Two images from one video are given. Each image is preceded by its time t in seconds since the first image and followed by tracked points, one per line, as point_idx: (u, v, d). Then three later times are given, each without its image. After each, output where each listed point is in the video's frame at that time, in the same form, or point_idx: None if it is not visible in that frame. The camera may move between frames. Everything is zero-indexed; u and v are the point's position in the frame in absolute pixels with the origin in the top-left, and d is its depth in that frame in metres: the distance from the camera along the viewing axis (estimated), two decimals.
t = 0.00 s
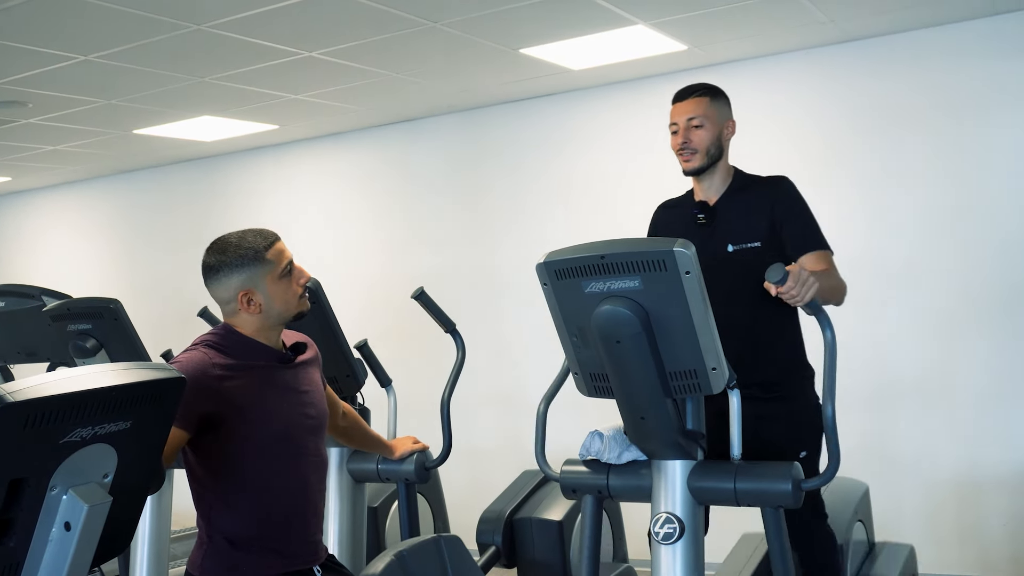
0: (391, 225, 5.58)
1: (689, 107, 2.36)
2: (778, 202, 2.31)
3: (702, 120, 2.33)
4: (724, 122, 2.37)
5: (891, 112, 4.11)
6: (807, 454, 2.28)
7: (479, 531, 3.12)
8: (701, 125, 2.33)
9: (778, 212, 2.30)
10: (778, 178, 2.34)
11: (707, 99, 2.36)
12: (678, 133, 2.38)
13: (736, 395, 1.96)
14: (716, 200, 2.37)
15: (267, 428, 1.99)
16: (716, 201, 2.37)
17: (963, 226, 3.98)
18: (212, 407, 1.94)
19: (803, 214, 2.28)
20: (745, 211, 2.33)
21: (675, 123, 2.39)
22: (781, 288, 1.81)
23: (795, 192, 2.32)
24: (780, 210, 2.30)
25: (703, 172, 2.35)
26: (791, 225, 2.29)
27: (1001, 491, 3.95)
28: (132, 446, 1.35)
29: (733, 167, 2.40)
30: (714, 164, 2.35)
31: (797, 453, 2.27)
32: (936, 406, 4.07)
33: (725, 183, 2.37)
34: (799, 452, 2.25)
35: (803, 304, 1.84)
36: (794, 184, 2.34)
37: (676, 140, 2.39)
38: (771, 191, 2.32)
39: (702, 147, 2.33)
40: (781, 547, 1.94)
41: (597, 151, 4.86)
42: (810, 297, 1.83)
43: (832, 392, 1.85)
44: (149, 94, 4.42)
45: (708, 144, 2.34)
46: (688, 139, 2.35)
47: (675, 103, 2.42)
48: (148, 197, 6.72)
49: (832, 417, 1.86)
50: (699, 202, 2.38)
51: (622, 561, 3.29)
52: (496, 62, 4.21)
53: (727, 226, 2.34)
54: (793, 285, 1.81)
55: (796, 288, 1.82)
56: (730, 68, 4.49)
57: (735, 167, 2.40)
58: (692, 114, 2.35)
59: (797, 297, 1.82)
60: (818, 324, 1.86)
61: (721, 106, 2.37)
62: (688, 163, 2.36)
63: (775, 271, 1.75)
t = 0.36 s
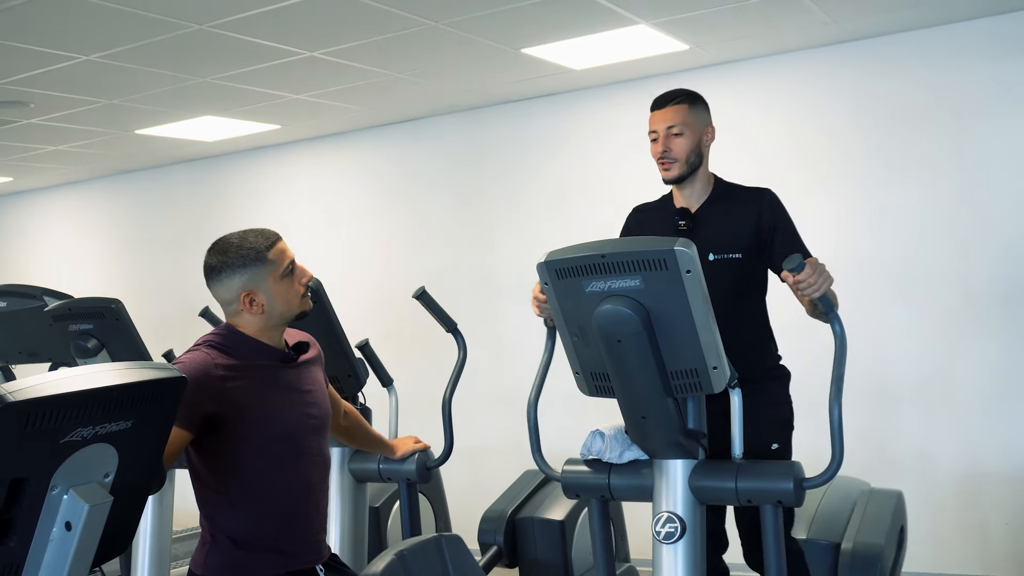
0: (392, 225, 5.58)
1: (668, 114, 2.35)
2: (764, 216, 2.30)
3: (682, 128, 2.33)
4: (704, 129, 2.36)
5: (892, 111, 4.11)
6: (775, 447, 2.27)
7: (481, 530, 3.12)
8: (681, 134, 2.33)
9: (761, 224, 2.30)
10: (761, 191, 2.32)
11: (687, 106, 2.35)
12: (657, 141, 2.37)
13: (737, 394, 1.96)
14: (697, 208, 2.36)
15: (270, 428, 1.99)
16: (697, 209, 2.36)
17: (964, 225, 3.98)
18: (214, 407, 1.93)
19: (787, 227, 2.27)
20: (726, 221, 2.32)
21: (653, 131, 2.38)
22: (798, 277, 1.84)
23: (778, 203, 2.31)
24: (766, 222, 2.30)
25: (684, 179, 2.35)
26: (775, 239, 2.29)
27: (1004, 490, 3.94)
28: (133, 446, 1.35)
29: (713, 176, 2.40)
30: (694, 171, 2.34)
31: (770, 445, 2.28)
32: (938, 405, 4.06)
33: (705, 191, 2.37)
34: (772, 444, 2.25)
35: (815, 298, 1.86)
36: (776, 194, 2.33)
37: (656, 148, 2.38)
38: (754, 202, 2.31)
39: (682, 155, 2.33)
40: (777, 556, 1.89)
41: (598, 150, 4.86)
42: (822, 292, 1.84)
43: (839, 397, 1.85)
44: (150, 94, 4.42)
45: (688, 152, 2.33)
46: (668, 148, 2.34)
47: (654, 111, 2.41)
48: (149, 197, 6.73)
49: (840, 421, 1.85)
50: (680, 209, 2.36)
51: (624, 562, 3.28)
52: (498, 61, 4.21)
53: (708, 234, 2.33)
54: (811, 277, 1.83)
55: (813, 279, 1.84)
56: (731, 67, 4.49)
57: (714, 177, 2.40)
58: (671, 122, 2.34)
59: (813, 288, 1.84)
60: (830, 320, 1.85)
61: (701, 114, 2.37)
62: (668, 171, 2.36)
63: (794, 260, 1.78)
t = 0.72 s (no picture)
0: (391, 224, 5.58)
1: (687, 97, 2.33)
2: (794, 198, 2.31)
3: (701, 110, 2.30)
4: (723, 110, 2.34)
5: (890, 108, 4.11)
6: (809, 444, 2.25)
7: (481, 529, 3.12)
8: (701, 116, 2.30)
9: (790, 205, 2.30)
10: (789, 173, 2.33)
11: (705, 88, 2.32)
12: (676, 124, 2.34)
13: (736, 394, 1.96)
14: (724, 189, 2.34)
15: (268, 429, 1.99)
16: (725, 190, 2.34)
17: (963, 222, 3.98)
18: (213, 407, 1.93)
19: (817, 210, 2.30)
20: (756, 203, 2.30)
21: (673, 114, 2.35)
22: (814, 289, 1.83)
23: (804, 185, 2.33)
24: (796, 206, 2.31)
25: (706, 162, 2.33)
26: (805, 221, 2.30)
27: (1005, 488, 3.94)
28: (131, 446, 1.35)
29: (735, 156, 2.38)
30: (716, 153, 2.32)
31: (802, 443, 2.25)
32: (938, 403, 4.06)
33: (729, 172, 2.35)
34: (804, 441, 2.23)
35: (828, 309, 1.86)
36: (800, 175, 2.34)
37: (675, 131, 2.36)
38: (783, 183, 2.31)
39: (703, 137, 2.31)
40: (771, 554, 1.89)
41: (596, 149, 4.86)
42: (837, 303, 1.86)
43: (844, 400, 1.86)
44: (149, 95, 4.42)
45: (709, 133, 2.31)
46: (688, 130, 2.32)
47: (672, 94, 2.38)
48: (147, 197, 6.73)
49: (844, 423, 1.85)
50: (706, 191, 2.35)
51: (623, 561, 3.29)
52: (496, 61, 4.21)
53: (738, 217, 2.31)
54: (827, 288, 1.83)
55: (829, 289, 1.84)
56: (729, 66, 4.49)
57: (737, 157, 2.38)
58: (690, 104, 2.32)
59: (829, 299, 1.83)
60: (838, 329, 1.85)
61: (720, 95, 2.34)
62: (689, 154, 2.34)
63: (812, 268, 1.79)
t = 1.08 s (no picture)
0: (392, 223, 5.58)
1: (678, 108, 2.35)
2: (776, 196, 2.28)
3: (690, 122, 2.32)
4: (715, 122, 2.35)
5: (891, 109, 4.10)
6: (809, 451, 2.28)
7: (481, 529, 3.12)
8: (690, 127, 2.32)
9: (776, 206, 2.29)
10: (773, 172, 2.31)
11: (697, 100, 2.34)
12: (667, 136, 2.37)
13: (738, 392, 1.96)
14: (712, 200, 2.36)
15: (269, 427, 1.99)
16: (712, 201, 2.36)
17: (965, 222, 3.97)
18: (215, 406, 1.93)
19: (797, 204, 2.25)
20: (741, 208, 2.31)
21: (664, 125, 2.38)
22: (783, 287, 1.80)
23: (790, 181, 2.29)
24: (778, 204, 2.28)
25: (696, 174, 2.35)
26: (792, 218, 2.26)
27: (1007, 488, 3.94)
28: (132, 445, 1.35)
29: (728, 166, 2.39)
30: (706, 165, 2.34)
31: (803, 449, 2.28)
32: (940, 403, 4.06)
33: (720, 182, 2.36)
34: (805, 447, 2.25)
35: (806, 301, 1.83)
36: (789, 175, 2.32)
37: (667, 143, 2.38)
38: (767, 185, 2.30)
39: (692, 150, 2.32)
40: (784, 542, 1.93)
41: (598, 148, 4.86)
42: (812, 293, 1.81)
43: (835, 390, 1.84)
44: (150, 93, 4.42)
45: (698, 147, 2.33)
46: (678, 142, 2.34)
47: (665, 105, 2.40)
48: (148, 196, 6.73)
49: (837, 415, 1.85)
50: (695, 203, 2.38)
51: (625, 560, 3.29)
52: (497, 60, 4.20)
53: (724, 223, 2.32)
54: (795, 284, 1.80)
55: (798, 285, 1.80)
56: (731, 65, 4.48)
57: (730, 166, 2.39)
58: (681, 116, 2.34)
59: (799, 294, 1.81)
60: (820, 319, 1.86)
61: (711, 106, 2.35)
62: (678, 167, 2.36)
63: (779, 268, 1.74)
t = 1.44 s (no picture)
0: (394, 223, 5.58)
1: (677, 113, 2.32)
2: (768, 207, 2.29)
3: (688, 127, 2.30)
4: (710, 129, 2.34)
5: (892, 110, 4.10)
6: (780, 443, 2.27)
7: (482, 529, 3.13)
8: (687, 133, 2.29)
9: (766, 218, 2.28)
10: (764, 185, 2.31)
11: (694, 107, 2.31)
12: (662, 139, 2.33)
13: (739, 393, 1.95)
14: (700, 206, 2.35)
15: (268, 427, 1.99)
16: (700, 206, 2.35)
17: (966, 224, 3.97)
18: (215, 406, 1.93)
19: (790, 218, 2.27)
20: (730, 217, 2.30)
21: (659, 128, 2.34)
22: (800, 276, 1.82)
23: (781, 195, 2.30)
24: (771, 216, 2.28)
25: (689, 180, 2.33)
26: (781, 233, 2.27)
27: (1007, 491, 3.93)
28: (134, 444, 1.35)
29: (716, 174, 2.38)
30: (699, 172, 2.32)
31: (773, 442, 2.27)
32: (940, 406, 4.05)
33: (708, 189, 2.36)
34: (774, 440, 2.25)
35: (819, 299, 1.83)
36: (780, 189, 2.32)
37: (661, 146, 2.35)
38: (758, 198, 2.29)
39: (687, 156, 2.30)
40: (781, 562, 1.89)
41: (600, 148, 4.85)
42: (826, 291, 1.82)
43: (843, 393, 1.84)
44: (152, 92, 4.42)
45: (694, 153, 2.31)
46: (674, 147, 2.31)
47: (661, 109, 2.37)
48: (150, 195, 6.73)
49: (843, 418, 1.84)
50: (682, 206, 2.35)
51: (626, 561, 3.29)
52: (500, 60, 4.20)
53: (713, 228, 2.31)
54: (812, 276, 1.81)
55: (816, 277, 1.82)
56: (733, 66, 4.48)
57: (718, 175, 2.38)
58: (678, 121, 2.31)
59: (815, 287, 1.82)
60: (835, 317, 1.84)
61: (707, 115, 2.34)
62: (672, 171, 2.33)
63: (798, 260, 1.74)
